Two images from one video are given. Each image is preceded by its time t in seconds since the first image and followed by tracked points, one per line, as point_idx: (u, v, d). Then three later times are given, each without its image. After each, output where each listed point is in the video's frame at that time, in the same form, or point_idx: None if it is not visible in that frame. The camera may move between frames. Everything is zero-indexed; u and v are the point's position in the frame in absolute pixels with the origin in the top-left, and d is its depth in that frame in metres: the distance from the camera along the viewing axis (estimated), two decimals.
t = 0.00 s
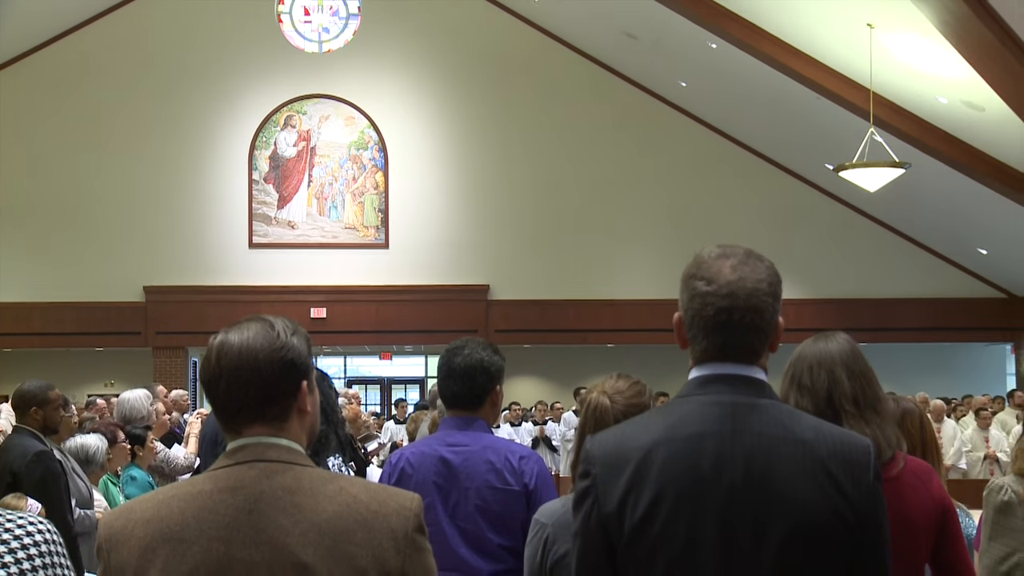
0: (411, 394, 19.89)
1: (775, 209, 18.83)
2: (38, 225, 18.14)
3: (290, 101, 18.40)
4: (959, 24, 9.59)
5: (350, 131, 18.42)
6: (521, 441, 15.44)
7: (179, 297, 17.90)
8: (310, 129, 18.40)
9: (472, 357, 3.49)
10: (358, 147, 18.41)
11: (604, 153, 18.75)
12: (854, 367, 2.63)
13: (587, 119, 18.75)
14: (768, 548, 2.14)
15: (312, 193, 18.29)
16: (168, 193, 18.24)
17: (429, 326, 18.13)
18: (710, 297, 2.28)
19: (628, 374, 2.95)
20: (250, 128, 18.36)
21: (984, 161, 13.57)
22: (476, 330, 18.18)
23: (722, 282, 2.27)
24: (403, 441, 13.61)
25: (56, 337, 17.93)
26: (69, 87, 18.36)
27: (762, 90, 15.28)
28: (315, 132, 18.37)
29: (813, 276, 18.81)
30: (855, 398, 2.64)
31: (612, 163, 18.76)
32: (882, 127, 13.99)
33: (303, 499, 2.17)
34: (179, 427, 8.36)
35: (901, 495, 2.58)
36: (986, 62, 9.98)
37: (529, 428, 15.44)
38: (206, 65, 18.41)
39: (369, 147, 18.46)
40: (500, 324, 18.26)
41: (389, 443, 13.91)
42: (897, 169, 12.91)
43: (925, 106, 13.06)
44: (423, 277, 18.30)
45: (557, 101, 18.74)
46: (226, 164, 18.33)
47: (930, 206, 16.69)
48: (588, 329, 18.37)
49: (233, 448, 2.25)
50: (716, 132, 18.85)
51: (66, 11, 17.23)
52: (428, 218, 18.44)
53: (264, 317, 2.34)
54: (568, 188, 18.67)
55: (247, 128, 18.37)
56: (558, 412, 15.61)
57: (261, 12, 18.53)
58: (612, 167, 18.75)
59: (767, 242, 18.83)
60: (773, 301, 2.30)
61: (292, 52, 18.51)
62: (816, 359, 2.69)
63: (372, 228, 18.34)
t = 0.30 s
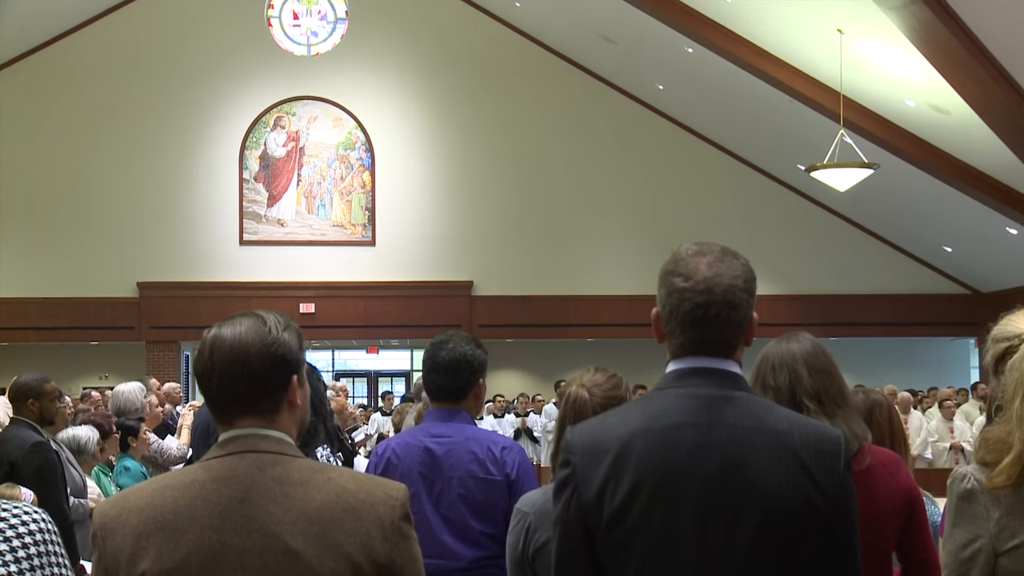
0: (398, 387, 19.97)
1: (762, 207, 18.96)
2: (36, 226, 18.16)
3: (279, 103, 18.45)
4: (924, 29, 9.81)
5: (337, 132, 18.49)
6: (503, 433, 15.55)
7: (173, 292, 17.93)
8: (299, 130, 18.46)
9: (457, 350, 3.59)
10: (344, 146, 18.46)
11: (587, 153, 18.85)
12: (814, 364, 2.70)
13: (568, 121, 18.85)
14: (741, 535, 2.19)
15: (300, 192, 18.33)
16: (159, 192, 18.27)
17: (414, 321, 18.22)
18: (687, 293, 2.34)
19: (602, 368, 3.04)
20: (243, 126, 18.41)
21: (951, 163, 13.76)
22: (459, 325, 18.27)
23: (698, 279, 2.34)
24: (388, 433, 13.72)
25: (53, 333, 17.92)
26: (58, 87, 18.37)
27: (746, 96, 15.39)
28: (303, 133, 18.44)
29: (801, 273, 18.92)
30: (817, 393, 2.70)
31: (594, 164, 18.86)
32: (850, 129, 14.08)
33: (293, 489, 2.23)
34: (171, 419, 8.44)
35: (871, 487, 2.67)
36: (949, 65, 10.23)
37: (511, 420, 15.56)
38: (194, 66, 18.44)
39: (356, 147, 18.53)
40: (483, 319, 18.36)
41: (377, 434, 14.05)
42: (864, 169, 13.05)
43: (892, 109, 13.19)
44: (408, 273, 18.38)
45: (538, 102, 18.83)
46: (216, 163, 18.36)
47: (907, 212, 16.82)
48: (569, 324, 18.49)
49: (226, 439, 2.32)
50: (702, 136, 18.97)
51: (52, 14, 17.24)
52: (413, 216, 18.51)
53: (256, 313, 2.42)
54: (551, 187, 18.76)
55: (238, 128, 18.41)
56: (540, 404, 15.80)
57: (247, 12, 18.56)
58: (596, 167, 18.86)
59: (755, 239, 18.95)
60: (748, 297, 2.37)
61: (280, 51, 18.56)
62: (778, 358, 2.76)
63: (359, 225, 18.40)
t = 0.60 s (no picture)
0: (385, 380, 20.06)
1: (750, 205, 19.08)
2: (36, 226, 18.20)
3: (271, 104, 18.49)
4: (893, 36, 9.92)
5: (326, 133, 18.56)
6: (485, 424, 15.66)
7: (168, 288, 18.03)
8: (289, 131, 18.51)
9: (442, 345, 3.67)
10: (332, 147, 18.54)
11: (573, 152, 18.95)
12: (786, 358, 2.79)
13: (551, 121, 18.94)
14: (716, 522, 2.27)
15: (290, 191, 18.39)
16: (150, 192, 18.33)
17: (400, 316, 18.32)
18: (666, 289, 2.41)
19: (581, 362, 3.12)
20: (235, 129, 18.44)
21: (917, 163, 13.84)
22: (444, 320, 18.35)
23: (677, 275, 2.41)
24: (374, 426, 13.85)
25: (50, 328, 17.99)
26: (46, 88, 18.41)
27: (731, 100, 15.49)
28: (293, 134, 18.49)
29: (789, 271, 19.05)
30: (788, 386, 2.79)
31: (577, 163, 18.95)
32: (822, 131, 14.20)
33: (282, 479, 2.31)
34: (165, 411, 8.51)
35: (841, 474, 2.76)
36: (915, 68, 10.33)
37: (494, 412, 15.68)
38: (183, 67, 18.48)
39: (344, 147, 18.60)
40: (468, 314, 18.45)
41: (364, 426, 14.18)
42: (835, 169, 13.19)
43: (861, 112, 13.28)
44: (395, 270, 18.45)
45: (519, 102, 18.91)
46: (207, 162, 18.41)
47: (886, 216, 16.95)
48: (549, 319, 18.60)
49: (218, 430, 2.40)
50: (683, 144, 19.06)
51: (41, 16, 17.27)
52: (400, 212, 18.58)
53: (248, 308, 2.48)
54: (535, 186, 18.86)
55: (229, 127, 18.45)
56: (523, 396, 15.99)
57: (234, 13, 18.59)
58: (583, 166, 18.95)
59: (743, 236, 19.07)
60: (724, 293, 2.44)
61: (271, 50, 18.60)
62: (751, 353, 2.85)
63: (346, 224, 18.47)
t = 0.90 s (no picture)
0: (376, 375, 20.12)
1: (740, 205, 19.18)
2: (30, 224, 18.24)
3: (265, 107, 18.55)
4: (866, 42, 10.06)
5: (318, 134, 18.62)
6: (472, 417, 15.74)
7: (166, 285, 18.04)
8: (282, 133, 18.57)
9: (429, 340, 3.77)
10: (324, 148, 18.60)
11: (563, 150, 19.04)
12: (763, 353, 2.87)
13: (539, 123, 19.00)
14: (696, 513, 2.34)
15: (283, 190, 18.47)
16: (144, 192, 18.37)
17: (391, 312, 18.39)
18: (647, 286, 2.49)
19: (566, 357, 3.22)
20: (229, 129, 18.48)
21: (891, 167, 13.95)
22: (433, 317, 18.42)
23: (657, 273, 2.49)
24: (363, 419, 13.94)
25: (50, 324, 18.01)
26: (40, 91, 18.44)
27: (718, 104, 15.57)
28: (286, 135, 18.56)
29: (779, 270, 19.16)
30: (765, 379, 2.88)
31: (566, 164, 19.04)
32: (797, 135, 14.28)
33: (274, 471, 2.38)
34: (160, 405, 8.57)
35: (817, 466, 2.86)
36: (888, 74, 10.46)
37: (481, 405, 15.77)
38: (176, 67, 18.53)
39: (336, 149, 18.66)
40: (456, 311, 18.53)
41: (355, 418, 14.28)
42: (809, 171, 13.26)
43: (834, 116, 13.41)
44: (385, 267, 18.53)
45: (509, 101, 18.99)
46: (202, 163, 18.46)
47: (865, 218, 17.06)
48: (534, 315, 18.71)
49: (212, 423, 2.47)
50: (671, 147, 19.14)
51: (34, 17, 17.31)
52: (390, 209, 18.65)
53: (241, 305, 2.56)
54: (523, 186, 18.94)
55: (222, 127, 18.49)
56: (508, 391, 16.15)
57: (227, 15, 18.61)
58: (573, 164, 19.05)
59: (734, 236, 19.18)
60: (703, 290, 2.52)
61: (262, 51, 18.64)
62: (730, 348, 2.94)
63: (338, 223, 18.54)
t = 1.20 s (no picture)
0: (366, 370, 20.21)
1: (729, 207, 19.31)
2: (23, 224, 18.29)
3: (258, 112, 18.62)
4: (840, 50, 10.01)
5: (309, 138, 18.71)
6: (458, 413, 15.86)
7: (162, 283, 18.15)
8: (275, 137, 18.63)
9: (418, 336, 3.85)
10: (316, 152, 18.68)
11: (553, 150, 19.14)
12: (740, 350, 2.97)
13: (529, 122, 19.11)
14: (675, 503, 2.42)
15: (276, 192, 18.55)
16: (136, 194, 18.42)
17: (381, 310, 18.47)
18: (629, 284, 2.58)
19: (549, 353, 3.32)
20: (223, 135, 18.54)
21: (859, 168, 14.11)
22: (422, 314, 18.52)
23: (639, 271, 2.58)
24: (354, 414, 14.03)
25: (48, 321, 18.09)
26: (32, 93, 18.48)
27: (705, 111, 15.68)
28: (279, 139, 18.64)
29: (768, 271, 19.31)
30: (743, 375, 2.97)
31: (554, 166, 19.16)
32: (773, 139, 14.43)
33: (266, 462, 2.46)
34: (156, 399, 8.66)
35: (793, 460, 2.96)
36: (859, 80, 10.40)
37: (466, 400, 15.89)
38: (167, 69, 18.56)
39: (327, 152, 18.73)
40: (445, 308, 18.64)
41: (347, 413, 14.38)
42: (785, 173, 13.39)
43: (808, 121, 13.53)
44: (375, 266, 18.63)
45: (498, 101, 19.07)
46: (195, 165, 18.51)
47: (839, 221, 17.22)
48: (520, 313, 18.83)
49: (206, 417, 2.55)
50: (657, 155, 19.23)
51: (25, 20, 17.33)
52: (380, 208, 18.74)
53: (234, 303, 2.64)
54: (511, 187, 19.05)
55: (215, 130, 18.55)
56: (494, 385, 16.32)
57: (218, 19, 18.65)
58: (563, 164, 19.16)
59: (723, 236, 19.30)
60: (682, 289, 2.61)
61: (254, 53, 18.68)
62: (709, 344, 3.04)
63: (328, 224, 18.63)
